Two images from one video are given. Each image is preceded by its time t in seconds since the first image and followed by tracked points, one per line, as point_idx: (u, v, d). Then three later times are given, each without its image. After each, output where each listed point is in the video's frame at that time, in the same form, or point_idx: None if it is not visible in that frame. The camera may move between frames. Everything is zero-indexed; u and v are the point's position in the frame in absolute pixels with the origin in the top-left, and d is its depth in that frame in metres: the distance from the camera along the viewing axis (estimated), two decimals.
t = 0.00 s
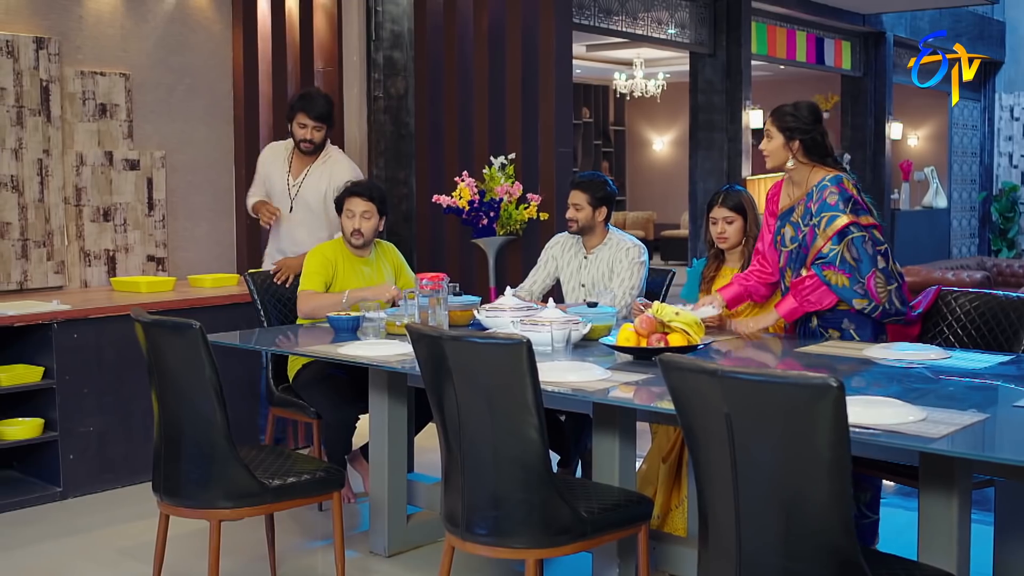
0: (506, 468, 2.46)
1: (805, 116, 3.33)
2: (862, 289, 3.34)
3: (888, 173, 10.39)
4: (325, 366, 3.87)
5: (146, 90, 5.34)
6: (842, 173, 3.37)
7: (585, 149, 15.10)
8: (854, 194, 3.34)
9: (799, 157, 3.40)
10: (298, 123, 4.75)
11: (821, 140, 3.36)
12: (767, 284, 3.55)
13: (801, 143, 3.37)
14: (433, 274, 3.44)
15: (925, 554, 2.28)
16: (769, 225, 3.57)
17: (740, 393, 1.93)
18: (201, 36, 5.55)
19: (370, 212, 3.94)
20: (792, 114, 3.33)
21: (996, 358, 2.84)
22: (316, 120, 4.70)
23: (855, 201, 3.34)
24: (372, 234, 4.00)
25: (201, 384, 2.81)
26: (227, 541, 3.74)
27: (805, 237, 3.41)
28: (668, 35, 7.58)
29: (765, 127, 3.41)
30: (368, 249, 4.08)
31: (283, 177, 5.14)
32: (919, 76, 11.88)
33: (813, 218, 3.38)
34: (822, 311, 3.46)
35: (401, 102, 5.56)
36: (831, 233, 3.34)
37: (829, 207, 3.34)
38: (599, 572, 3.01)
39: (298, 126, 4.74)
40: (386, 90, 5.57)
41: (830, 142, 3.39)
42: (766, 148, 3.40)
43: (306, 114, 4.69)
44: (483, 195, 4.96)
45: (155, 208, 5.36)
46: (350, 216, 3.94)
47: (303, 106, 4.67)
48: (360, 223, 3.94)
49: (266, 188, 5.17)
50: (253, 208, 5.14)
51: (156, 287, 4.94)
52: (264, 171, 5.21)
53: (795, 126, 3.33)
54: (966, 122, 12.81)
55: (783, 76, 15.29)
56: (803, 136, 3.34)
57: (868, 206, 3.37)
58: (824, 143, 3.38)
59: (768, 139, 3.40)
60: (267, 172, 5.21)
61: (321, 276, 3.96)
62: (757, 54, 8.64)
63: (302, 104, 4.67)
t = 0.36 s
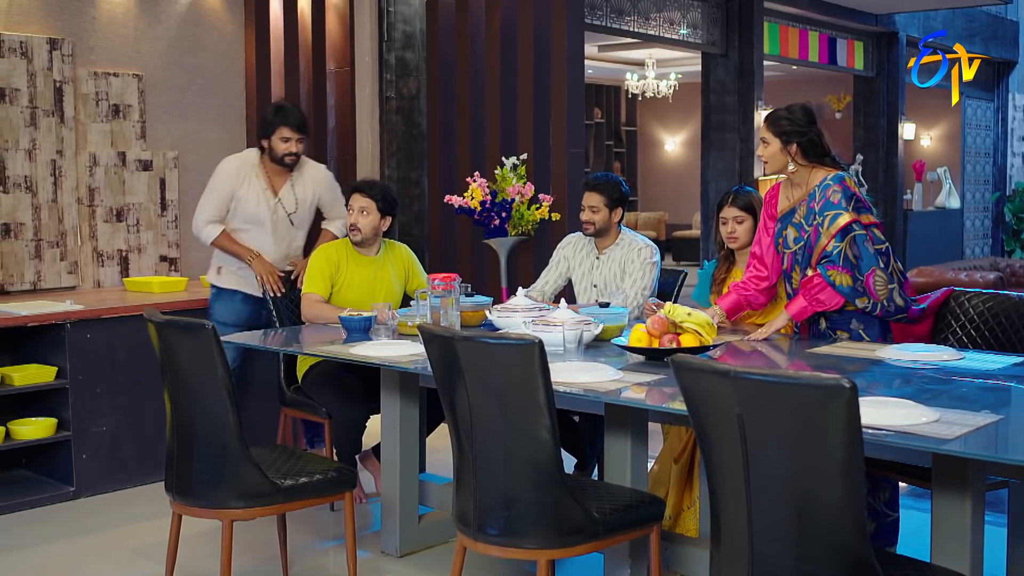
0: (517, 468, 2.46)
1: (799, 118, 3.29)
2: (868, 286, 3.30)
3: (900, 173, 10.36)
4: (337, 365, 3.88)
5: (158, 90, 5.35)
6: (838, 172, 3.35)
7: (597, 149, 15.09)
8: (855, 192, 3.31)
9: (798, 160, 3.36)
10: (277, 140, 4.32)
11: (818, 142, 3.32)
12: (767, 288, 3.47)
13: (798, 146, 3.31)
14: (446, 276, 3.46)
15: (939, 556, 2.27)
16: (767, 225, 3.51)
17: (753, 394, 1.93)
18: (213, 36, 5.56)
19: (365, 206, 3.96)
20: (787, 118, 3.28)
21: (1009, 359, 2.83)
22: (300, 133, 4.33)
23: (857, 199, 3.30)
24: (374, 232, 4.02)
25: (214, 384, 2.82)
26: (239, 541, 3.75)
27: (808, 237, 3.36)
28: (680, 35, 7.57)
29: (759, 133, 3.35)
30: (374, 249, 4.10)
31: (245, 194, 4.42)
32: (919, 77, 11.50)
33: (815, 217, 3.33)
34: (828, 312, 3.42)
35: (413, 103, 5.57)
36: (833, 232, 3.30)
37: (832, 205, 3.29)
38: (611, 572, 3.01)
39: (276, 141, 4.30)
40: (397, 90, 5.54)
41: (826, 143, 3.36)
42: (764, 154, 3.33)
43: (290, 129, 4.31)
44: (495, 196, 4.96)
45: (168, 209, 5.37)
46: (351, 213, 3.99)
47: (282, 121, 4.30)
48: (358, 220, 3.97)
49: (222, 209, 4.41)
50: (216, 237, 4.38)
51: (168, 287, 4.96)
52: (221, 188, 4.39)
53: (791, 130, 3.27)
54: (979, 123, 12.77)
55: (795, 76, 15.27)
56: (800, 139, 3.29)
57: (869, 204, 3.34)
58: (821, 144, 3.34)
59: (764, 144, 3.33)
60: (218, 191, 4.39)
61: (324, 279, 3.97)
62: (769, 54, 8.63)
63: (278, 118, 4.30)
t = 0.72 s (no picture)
0: (525, 468, 2.46)
1: (825, 110, 3.32)
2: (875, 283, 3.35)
3: (908, 173, 10.33)
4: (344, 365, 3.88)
5: (166, 90, 5.36)
6: (856, 169, 3.38)
7: (604, 149, 15.09)
8: (870, 189, 3.35)
9: (825, 156, 3.38)
10: (229, 120, 4.12)
11: (844, 136, 3.35)
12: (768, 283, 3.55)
13: (827, 139, 3.34)
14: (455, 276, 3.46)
15: (947, 557, 2.27)
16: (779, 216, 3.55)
17: (760, 395, 1.93)
18: (221, 36, 5.57)
19: (366, 203, 3.98)
20: (814, 111, 3.31)
21: (1017, 360, 2.82)
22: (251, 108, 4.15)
23: (870, 196, 3.34)
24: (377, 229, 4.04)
25: (222, 384, 2.82)
26: (246, 541, 3.75)
27: (820, 231, 3.39)
28: (688, 35, 7.56)
29: (786, 128, 3.37)
30: (377, 247, 4.11)
31: (206, 185, 4.20)
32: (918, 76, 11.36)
33: (828, 211, 3.37)
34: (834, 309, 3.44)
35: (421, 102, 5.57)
36: (846, 227, 3.33)
37: (847, 201, 3.33)
38: (618, 572, 3.00)
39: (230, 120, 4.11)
40: (404, 90, 5.54)
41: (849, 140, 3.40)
42: (792, 149, 3.36)
43: (241, 106, 4.12)
44: (502, 196, 4.97)
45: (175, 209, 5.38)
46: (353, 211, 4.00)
47: (230, 100, 4.11)
48: (358, 218, 3.99)
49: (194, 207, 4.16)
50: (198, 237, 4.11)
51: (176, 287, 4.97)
52: (182, 183, 4.16)
53: (819, 121, 3.30)
54: (987, 122, 12.74)
55: (803, 76, 15.24)
56: (829, 132, 3.32)
57: (881, 202, 3.38)
58: (846, 139, 3.37)
59: (792, 139, 3.36)
60: (183, 188, 4.16)
61: (329, 278, 3.97)
62: (777, 54, 8.61)
63: (227, 100, 4.11)
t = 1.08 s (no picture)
0: (525, 468, 2.46)
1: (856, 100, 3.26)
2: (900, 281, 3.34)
3: (907, 173, 10.32)
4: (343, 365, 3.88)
5: (166, 90, 5.36)
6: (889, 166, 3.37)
7: (603, 149, 15.08)
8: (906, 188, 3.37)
9: (859, 146, 3.35)
10: (225, 120, 4.04)
11: (878, 125, 3.30)
12: (784, 254, 3.51)
13: (860, 130, 3.29)
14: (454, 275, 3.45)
15: (946, 556, 2.27)
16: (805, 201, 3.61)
17: (759, 395, 1.93)
18: (221, 36, 5.58)
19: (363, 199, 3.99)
20: (847, 104, 3.25)
21: (1017, 360, 2.83)
22: (248, 110, 4.06)
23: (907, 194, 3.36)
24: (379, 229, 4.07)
25: (221, 384, 2.82)
26: (246, 541, 3.75)
27: (851, 225, 3.39)
28: (687, 35, 7.56)
29: (817, 120, 3.32)
30: (374, 246, 4.11)
31: (190, 180, 4.12)
32: (919, 76, 11.31)
33: (864, 206, 3.37)
34: (838, 304, 3.46)
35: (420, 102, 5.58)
36: (882, 223, 3.34)
37: (885, 196, 3.33)
38: (618, 572, 3.00)
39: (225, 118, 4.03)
40: (404, 90, 5.56)
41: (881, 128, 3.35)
42: (825, 142, 3.32)
43: (238, 106, 4.03)
44: (502, 196, 4.97)
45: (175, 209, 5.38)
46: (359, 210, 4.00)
47: (229, 101, 4.02)
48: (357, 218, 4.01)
49: (174, 200, 4.09)
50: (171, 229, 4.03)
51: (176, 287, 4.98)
52: (165, 176, 4.09)
53: (851, 115, 3.25)
54: (987, 122, 12.74)
55: (803, 76, 15.24)
56: (862, 123, 3.27)
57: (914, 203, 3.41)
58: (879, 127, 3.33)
59: (825, 133, 3.31)
60: (164, 180, 4.09)
61: (328, 277, 3.97)
62: (776, 54, 8.61)
63: (225, 100, 4.02)
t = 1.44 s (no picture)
0: (522, 468, 2.46)
1: (835, 99, 3.26)
2: (904, 276, 3.31)
3: (904, 172, 10.33)
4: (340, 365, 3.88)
5: (162, 90, 5.36)
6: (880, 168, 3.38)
7: (601, 149, 15.07)
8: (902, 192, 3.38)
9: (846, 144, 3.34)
10: (270, 126, 3.68)
11: (861, 121, 3.30)
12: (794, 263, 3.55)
13: (844, 127, 3.29)
14: (450, 274, 3.44)
15: (943, 555, 2.27)
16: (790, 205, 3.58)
17: (756, 395, 1.93)
18: (217, 36, 5.58)
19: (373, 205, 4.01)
20: (827, 103, 3.25)
21: (1014, 359, 2.82)
22: (296, 118, 3.69)
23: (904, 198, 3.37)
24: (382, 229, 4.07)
25: (217, 384, 2.82)
26: (243, 541, 3.75)
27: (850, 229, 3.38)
28: (684, 35, 7.57)
29: (800, 125, 3.31)
30: (367, 247, 4.11)
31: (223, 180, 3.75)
32: (919, 76, 11.27)
33: (862, 209, 3.36)
34: (830, 308, 3.45)
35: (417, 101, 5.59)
36: (882, 226, 3.34)
37: (885, 200, 3.34)
38: (614, 572, 3.00)
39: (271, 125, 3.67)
40: (401, 90, 5.52)
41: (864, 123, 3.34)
42: (812, 145, 3.31)
43: (285, 113, 3.67)
44: (499, 195, 4.97)
45: (172, 209, 5.38)
46: (366, 211, 4.00)
47: (278, 106, 3.66)
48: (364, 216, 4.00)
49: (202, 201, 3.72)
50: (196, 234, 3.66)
51: (172, 287, 4.98)
52: (194, 174, 3.72)
53: (833, 114, 3.24)
54: (983, 122, 12.75)
55: (800, 75, 15.25)
56: (845, 121, 3.27)
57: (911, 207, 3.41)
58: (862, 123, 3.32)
59: (811, 137, 3.30)
60: (194, 177, 3.72)
61: (321, 278, 3.98)
62: (773, 54, 8.62)
63: (273, 105, 3.66)
